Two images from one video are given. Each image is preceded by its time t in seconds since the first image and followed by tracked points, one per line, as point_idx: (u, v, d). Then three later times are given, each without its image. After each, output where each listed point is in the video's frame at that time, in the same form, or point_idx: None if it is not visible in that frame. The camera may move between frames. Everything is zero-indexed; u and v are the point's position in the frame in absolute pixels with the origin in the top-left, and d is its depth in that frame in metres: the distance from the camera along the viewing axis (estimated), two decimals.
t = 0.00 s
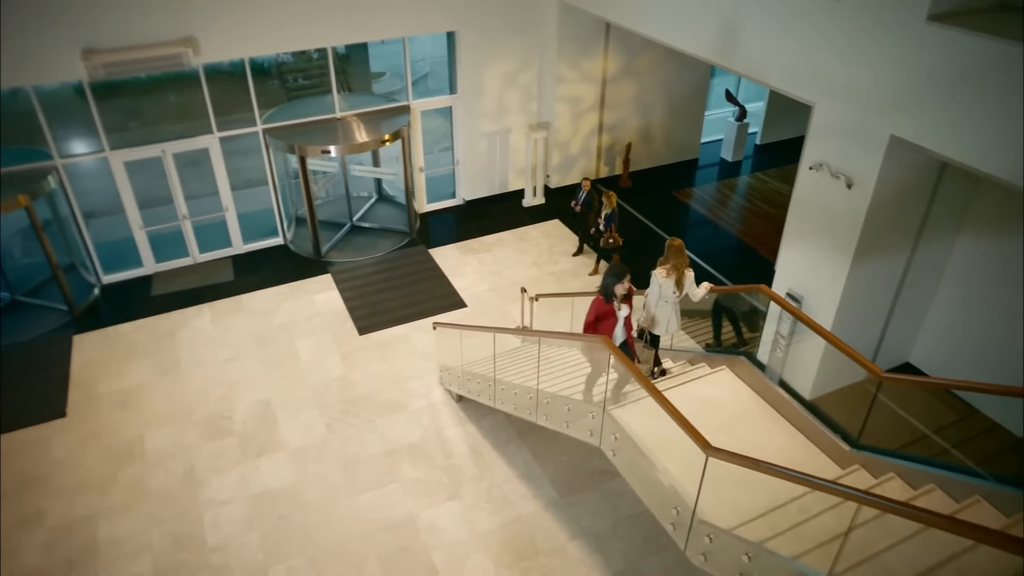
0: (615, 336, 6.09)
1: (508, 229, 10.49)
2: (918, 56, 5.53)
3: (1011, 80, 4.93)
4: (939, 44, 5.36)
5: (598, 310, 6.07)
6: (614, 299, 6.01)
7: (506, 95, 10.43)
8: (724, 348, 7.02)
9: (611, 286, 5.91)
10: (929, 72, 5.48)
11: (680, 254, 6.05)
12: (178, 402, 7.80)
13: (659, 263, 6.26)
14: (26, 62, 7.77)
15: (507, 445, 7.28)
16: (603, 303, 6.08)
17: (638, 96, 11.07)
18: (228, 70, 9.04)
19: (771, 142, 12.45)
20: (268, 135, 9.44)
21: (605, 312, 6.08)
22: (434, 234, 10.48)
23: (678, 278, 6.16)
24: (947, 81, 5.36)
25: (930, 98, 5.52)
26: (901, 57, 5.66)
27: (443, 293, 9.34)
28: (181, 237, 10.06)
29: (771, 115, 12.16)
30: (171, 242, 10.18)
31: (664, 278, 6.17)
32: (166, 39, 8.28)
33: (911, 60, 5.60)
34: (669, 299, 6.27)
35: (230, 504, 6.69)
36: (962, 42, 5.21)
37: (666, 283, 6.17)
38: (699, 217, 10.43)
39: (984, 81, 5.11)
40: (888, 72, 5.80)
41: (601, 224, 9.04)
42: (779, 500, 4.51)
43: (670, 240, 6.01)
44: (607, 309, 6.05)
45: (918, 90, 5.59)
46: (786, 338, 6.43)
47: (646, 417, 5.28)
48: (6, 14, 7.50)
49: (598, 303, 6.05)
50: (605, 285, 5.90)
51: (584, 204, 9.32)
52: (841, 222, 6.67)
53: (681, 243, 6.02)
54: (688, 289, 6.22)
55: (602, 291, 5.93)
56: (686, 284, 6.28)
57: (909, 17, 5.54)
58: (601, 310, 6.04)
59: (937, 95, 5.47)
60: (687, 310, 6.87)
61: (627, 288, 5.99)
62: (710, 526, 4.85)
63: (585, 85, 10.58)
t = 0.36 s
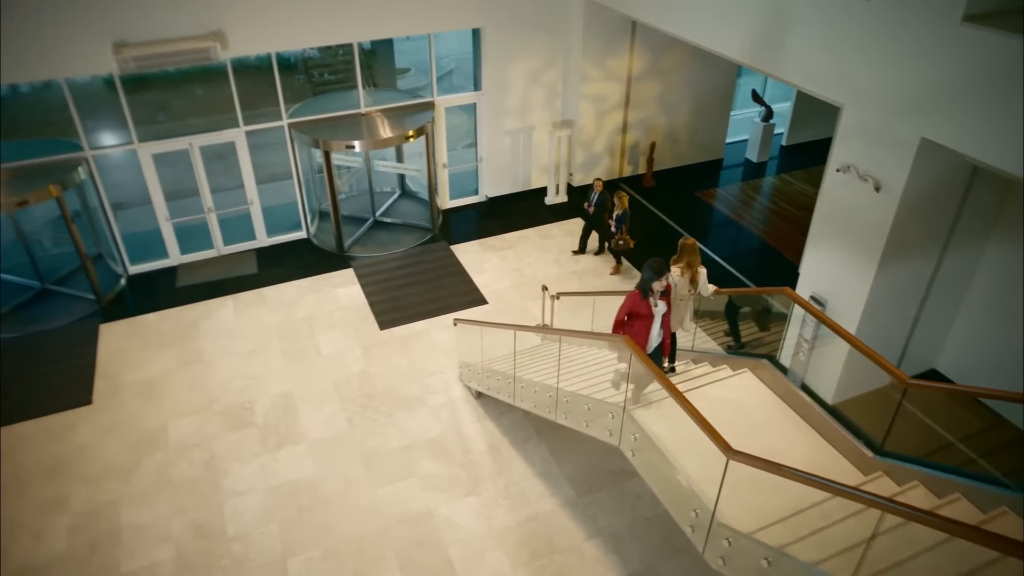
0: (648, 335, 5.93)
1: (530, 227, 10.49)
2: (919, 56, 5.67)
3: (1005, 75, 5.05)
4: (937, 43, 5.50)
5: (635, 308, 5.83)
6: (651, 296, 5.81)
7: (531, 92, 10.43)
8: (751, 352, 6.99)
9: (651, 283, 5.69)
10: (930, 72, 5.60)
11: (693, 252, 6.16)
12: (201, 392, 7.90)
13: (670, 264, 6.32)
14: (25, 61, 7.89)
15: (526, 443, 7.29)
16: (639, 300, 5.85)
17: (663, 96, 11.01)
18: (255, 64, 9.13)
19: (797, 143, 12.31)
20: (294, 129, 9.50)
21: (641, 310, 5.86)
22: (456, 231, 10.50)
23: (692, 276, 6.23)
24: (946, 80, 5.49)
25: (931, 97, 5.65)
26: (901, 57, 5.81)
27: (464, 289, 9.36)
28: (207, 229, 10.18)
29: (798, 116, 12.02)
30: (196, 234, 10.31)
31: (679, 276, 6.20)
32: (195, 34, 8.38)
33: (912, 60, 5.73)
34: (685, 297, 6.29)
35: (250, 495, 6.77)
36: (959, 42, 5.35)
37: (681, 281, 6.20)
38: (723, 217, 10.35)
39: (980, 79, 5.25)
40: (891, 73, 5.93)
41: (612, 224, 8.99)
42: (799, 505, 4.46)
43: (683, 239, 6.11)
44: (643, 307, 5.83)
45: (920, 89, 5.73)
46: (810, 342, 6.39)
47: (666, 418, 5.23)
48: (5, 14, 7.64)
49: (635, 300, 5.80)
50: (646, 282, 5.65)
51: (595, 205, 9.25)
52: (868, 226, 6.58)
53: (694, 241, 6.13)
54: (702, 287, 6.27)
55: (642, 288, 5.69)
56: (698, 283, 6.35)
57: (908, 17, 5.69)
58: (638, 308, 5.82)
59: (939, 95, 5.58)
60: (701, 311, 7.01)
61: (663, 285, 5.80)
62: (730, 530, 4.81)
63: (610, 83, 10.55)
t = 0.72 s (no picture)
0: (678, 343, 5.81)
1: (551, 225, 10.48)
2: (918, 53, 5.79)
3: (1001, 62, 5.12)
4: (935, 40, 5.62)
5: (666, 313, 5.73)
6: (684, 305, 5.61)
7: (554, 90, 10.41)
8: (771, 353, 6.96)
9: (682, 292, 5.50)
10: (936, 69, 5.67)
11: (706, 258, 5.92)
12: (223, 383, 8.00)
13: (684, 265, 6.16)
14: (25, 65, 7.94)
15: (543, 441, 7.29)
16: (672, 307, 5.69)
17: (687, 95, 10.93)
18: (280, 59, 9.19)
19: (823, 145, 12.18)
20: (318, 124, 9.57)
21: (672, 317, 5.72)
22: (477, 227, 10.52)
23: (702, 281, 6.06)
24: (945, 73, 5.61)
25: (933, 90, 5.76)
26: (913, 56, 5.84)
27: (484, 285, 9.38)
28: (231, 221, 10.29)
29: (824, 117, 11.88)
30: (220, 227, 10.41)
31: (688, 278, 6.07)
32: (224, 28, 8.45)
33: (912, 57, 5.86)
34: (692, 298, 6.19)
35: (269, 486, 6.84)
36: (955, 32, 5.46)
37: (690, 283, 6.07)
38: (745, 218, 10.27)
39: (977, 70, 5.34)
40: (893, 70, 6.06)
41: (622, 226, 8.93)
42: (818, 510, 4.41)
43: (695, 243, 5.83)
44: (673, 313, 5.70)
45: (922, 84, 5.84)
46: (832, 346, 6.33)
47: (685, 419, 5.18)
48: (5, 14, 7.72)
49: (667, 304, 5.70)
50: (676, 290, 5.49)
51: (604, 207, 9.18)
52: (895, 228, 6.49)
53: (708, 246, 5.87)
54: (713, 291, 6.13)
55: (673, 295, 5.52)
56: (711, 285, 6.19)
57: (906, 15, 5.83)
58: (668, 314, 5.69)
59: (941, 88, 5.68)
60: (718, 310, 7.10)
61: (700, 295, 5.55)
62: (749, 534, 4.78)
63: (634, 82, 10.50)
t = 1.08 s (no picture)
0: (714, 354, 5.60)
1: (572, 222, 10.46)
2: (920, 52, 5.95)
3: (1001, 64, 5.26)
4: (935, 39, 5.79)
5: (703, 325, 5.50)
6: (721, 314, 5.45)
7: (579, 88, 10.39)
8: (791, 355, 6.92)
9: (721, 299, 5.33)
10: (944, 67, 5.77)
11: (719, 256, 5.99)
12: (245, 373, 8.09)
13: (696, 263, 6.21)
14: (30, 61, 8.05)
15: (561, 438, 7.29)
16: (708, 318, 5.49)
17: (713, 94, 10.84)
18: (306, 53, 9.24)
19: (850, 146, 12.03)
20: (342, 118, 9.62)
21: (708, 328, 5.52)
22: (498, 223, 10.53)
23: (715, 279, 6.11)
24: (945, 70, 5.77)
25: (934, 86, 5.92)
26: (921, 53, 5.95)
27: (505, 281, 9.39)
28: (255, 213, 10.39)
29: (852, 117, 11.73)
30: (244, 218, 10.50)
31: (700, 276, 6.11)
32: (251, 22, 8.53)
33: (915, 56, 6.01)
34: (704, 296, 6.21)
35: (288, 476, 6.91)
36: (951, 30, 5.65)
37: (703, 281, 6.11)
38: (769, 219, 10.17)
39: (974, 64, 5.50)
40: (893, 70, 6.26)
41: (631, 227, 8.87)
42: (839, 516, 4.37)
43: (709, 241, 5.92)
44: (711, 324, 5.49)
45: (926, 82, 5.98)
46: (855, 350, 6.29)
47: (704, 420, 5.15)
48: (6, 14, 7.77)
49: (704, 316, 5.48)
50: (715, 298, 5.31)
51: (615, 207, 9.14)
52: (924, 231, 6.40)
53: (721, 244, 5.95)
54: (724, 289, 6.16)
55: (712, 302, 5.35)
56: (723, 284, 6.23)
57: (909, 17, 5.99)
58: (705, 324, 5.48)
59: (942, 85, 5.83)
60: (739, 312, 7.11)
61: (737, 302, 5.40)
62: (768, 537, 4.75)
63: (659, 80, 10.43)
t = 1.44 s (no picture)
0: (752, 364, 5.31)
1: (593, 220, 10.44)
2: (925, 50, 6.12)
3: (1001, 66, 5.42)
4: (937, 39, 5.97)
5: (740, 329, 5.27)
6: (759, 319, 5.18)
7: (601, 85, 10.36)
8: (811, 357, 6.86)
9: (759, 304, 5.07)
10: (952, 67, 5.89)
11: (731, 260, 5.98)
12: (265, 364, 8.17)
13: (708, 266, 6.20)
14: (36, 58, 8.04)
15: (578, 436, 7.28)
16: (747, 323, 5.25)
17: (738, 93, 10.76)
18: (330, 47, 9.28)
19: (876, 147, 11.88)
20: (365, 113, 9.66)
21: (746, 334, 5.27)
22: (518, 220, 10.53)
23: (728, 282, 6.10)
24: (947, 68, 5.93)
25: (939, 84, 6.06)
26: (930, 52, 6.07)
27: (524, 278, 9.39)
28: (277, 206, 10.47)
29: (878, 118, 11.58)
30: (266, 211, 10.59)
31: (714, 280, 6.10)
32: (276, 16, 8.58)
33: (922, 54, 6.16)
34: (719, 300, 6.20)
35: (306, 468, 6.96)
36: (952, 31, 5.81)
37: (717, 285, 6.09)
38: (792, 220, 10.08)
39: (977, 64, 5.65)
40: (897, 71, 6.44)
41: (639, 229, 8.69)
42: (859, 520, 4.32)
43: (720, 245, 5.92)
44: (749, 330, 5.24)
45: (936, 80, 6.07)
46: (877, 354, 6.22)
47: (723, 421, 5.12)
48: (5, 15, 7.77)
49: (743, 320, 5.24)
50: (753, 301, 5.06)
51: (624, 208, 8.99)
52: (951, 235, 6.29)
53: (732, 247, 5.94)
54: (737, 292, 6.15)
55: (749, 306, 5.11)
56: (736, 287, 6.22)
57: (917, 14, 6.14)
58: (743, 330, 5.25)
59: (945, 83, 5.98)
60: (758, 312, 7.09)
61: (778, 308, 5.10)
62: (785, 540, 4.70)
63: (682, 78, 10.37)
